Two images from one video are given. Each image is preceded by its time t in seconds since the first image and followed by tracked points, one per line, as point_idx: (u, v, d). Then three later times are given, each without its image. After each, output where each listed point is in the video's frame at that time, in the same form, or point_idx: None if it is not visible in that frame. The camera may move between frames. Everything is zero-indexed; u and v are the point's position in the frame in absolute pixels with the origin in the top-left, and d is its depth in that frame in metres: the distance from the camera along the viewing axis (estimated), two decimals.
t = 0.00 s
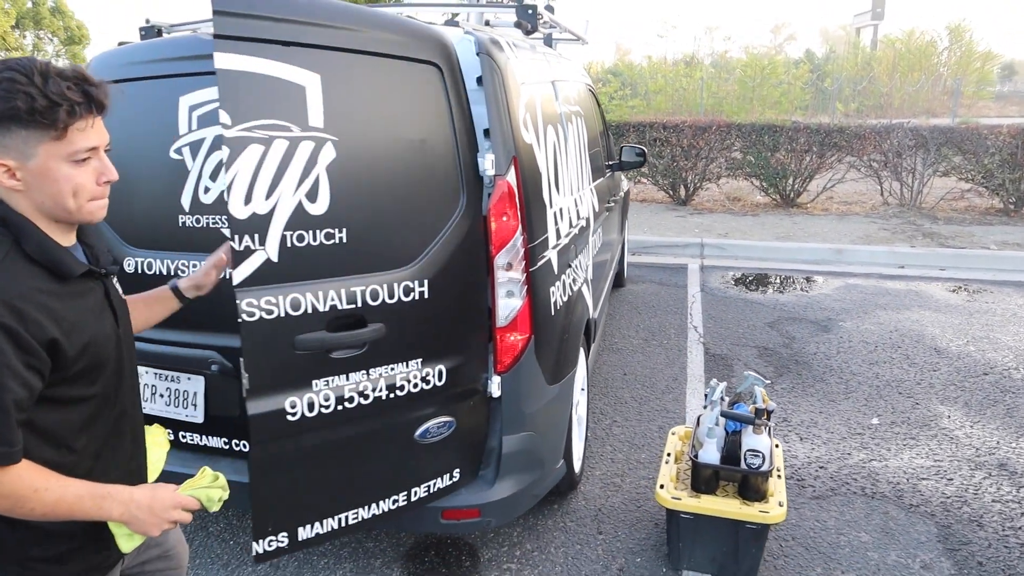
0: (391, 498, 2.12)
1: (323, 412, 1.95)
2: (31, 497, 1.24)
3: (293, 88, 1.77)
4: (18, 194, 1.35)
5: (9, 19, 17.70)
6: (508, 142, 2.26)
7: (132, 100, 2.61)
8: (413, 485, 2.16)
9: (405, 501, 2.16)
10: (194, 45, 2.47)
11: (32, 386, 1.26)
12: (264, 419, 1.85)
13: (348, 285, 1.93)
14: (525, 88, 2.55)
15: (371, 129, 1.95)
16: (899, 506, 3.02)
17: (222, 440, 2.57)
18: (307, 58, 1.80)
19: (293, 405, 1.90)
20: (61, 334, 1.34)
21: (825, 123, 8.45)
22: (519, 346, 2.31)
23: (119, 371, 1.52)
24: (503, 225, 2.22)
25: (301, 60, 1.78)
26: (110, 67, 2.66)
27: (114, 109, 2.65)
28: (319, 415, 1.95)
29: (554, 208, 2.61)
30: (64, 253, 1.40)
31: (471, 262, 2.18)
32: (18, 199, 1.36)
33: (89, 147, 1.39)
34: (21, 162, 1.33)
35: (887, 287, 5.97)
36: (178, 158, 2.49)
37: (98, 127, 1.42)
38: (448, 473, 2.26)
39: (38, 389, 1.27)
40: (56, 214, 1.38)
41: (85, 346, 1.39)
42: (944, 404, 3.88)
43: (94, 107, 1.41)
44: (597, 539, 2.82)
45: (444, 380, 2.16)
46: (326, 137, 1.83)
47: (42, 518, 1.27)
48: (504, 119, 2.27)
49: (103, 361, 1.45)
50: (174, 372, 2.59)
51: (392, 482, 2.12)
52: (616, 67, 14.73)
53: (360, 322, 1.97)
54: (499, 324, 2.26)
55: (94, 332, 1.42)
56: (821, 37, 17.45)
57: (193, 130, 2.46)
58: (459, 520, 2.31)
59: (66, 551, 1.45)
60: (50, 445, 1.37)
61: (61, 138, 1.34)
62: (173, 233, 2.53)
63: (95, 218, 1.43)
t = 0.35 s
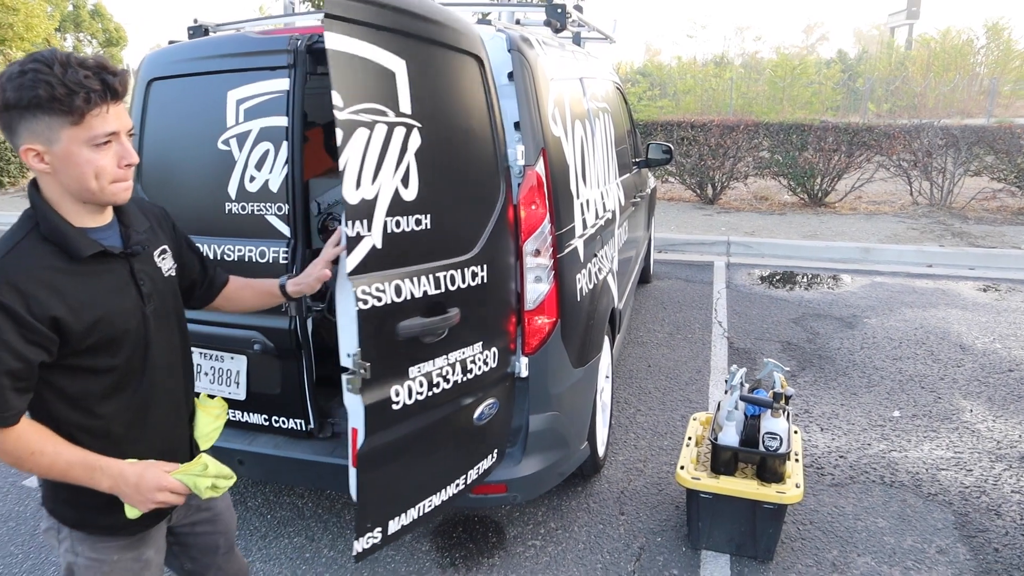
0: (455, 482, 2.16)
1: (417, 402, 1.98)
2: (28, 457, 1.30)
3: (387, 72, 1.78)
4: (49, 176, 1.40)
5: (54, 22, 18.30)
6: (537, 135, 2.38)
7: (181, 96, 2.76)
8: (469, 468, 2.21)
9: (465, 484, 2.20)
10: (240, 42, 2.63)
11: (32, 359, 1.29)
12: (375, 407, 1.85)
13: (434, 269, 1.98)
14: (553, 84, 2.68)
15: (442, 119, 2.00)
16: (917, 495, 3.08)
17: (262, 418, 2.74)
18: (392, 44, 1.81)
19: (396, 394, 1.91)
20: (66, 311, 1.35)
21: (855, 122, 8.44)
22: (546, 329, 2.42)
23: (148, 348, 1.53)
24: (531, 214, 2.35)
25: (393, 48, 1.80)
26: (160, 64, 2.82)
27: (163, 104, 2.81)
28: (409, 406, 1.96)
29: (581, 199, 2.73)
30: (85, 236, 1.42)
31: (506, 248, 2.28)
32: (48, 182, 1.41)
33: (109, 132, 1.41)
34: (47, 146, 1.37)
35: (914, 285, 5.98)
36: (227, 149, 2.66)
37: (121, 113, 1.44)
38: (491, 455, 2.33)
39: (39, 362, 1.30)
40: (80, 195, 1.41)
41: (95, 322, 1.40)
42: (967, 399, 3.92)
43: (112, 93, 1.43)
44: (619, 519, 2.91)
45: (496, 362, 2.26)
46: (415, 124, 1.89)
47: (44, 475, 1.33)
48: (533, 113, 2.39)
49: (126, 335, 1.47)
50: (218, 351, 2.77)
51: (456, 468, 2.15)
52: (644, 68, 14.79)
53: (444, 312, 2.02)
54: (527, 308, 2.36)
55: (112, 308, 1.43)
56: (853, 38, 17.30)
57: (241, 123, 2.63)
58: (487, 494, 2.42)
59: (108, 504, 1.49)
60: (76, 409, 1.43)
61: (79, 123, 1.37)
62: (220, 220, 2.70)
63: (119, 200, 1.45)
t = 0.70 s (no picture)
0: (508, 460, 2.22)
1: (498, 381, 2.04)
2: (106, 397, 1.45)
3: (463, 52, 1.92)
4: (119, 150, 1.54)
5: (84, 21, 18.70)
6: (556, 126, 2.48)
7: (212, 88, 2.88)
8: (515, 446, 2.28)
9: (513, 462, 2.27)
10: (272, 36, 2.77)
11: (104, 311, 1.43)
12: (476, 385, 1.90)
13: (502, 251, 2.08)
14: (572, 78, 2.78)
15: (498, 108, 2.13)
16: (926, 482, 3.14)
17: (289, 397, 2.82)
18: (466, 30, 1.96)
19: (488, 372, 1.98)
20: (130, 271, 1.49)
21: (875, 120, 8.42)
22: (564, 313, 2.51)
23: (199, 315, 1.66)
24: (551, 201, 2.44)
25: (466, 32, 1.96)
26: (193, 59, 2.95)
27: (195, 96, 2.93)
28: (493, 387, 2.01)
29: (598, 188, 2.83)
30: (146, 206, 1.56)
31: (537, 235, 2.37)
32: (119, 155, 1.55)
33: (174, 110, 1.56)
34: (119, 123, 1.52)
35: (931, 282, 6.00)
36: (258, 138, 2.78)
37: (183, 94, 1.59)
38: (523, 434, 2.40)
39: (108, 313, 1.44)
40: (147, 168, 1.55)
41: (154, 284, 1.54)
42: (980, 392, 3.95)
43: (177, 75, 1.57)
44: (632, 500, 3.00)
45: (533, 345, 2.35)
46: (486, 108, 2.03)
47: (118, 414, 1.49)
48: (553, 104, 2.49)
49: (179, 301, 1.60)
50: (246, 333, 2.83)
51: (510, 446, 2.21)
52: (664, 67, 14.81)
53: (510, 292, 2.10)
54: (546, 292, 2.46)
55: (167, 275, 1.57)
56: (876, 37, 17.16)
57: (272, 113, 2.75)
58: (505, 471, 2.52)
59: (161, 455, 1.65)
60: (133, 364, 1.57)
61: (147, 101, 1.51)
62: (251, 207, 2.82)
63: (181, 172, 1.59)
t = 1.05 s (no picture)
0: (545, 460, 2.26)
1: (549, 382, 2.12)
2: (186, 377, 1.52)
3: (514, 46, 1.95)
4: (193, 143, 1.61)
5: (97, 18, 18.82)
6: (581, 124, 2.50)
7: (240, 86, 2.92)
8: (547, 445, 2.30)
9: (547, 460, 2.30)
10: (297, 33, 2.78)
11: (177, 294, 1.50)
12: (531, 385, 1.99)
13: (555, 249, 2.16)
14: (596, 76, 2.79)
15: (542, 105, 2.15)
16: (946, 482, 3.14)
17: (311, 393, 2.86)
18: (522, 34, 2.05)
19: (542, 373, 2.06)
20: (198, 259, 1.56)
21: (889, 119, 8.38)
22: (587, 311, 2.53)
23: (260, 305, 1.72)
24: (576, 200, 2.45)
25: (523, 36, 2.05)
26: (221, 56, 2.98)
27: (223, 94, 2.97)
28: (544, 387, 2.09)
29: (621, 187, 2.84)
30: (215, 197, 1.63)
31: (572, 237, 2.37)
32: (192, 147, 1.61)
33: (247, 106, 1.62)
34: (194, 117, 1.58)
35: (946, 282, 5.98)
36: (285, 135, 2.80)
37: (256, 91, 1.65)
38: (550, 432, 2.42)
39: (178, 298, 1.51)
40: (219, 160, 1.62)
41: (220, 273, 1.60)
42: (998, 392, 3.94)
43: (251, 72, 1.63)
44: (652, 498, 3.01)
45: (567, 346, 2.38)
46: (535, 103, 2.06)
47: (197, 395, 1.56)
48: (578, 103, 2.51)
49: (241, 291, 1.66)
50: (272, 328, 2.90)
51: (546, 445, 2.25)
52: (676, 64, 14.78)
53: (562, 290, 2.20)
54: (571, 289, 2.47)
55: (232, 264, 1.63)
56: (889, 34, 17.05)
57: (299, 111, 2.77)
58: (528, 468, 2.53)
59: (220, 443, 1.73)
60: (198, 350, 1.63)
61: (222, 97, 1.58)
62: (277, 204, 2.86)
63: (248, 166, 1.66)
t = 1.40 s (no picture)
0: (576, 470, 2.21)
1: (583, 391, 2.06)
2: (338, 342, 1.76)
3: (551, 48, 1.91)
4: (315, 135, 1.81)
5: (108, 18, 18.86)
6: (615, 127, 2.46)
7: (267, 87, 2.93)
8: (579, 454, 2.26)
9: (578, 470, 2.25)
10: (328, 33, 2.78)
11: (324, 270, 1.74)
12: (565, 396, 1.94)
13: (589, 255, 2.13)
14: (627, 77, 2.75)
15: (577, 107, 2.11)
16: (979, 492, 3.08)
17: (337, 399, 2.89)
18: (559, 36, 2.02)
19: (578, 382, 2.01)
20: (333, 238, 1.79)
21: (906, 120, 8.30)
22: (620, 317, 2.49)
23: (367, 277, 1.96)
24: (609, 204, 2.41)
25: (559, 39, 2.01)
26: (247, 55, 2.97)
27: (249, 94, 2.97)
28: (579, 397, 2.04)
29: (651, 190, 2.80)
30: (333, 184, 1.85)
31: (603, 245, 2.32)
32: (314, 138, 1.81)
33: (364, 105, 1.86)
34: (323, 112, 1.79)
35: (967, 286, 5.91)
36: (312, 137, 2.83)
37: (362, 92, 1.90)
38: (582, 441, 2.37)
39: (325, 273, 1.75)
40: (338, 151, 1.84)
41: (347, 251, 1.83)
42: None
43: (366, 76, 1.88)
44: (681, 506, 2.97)
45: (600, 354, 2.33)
46: (569, 106, 2.02)
47: (348, 352, 1.78)
48: (612, 105, 2.47)
49: (359, 265, 1.90)
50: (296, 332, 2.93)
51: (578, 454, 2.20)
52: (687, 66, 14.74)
53: (595, 296, 2.16)
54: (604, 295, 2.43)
55: (353, 241, 1.86)
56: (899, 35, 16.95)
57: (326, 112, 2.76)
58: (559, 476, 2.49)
59: (344, 413, 1.96)
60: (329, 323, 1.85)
61: (350, 96, 1.81)
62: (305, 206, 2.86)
63: (356, 158, 1.89)
